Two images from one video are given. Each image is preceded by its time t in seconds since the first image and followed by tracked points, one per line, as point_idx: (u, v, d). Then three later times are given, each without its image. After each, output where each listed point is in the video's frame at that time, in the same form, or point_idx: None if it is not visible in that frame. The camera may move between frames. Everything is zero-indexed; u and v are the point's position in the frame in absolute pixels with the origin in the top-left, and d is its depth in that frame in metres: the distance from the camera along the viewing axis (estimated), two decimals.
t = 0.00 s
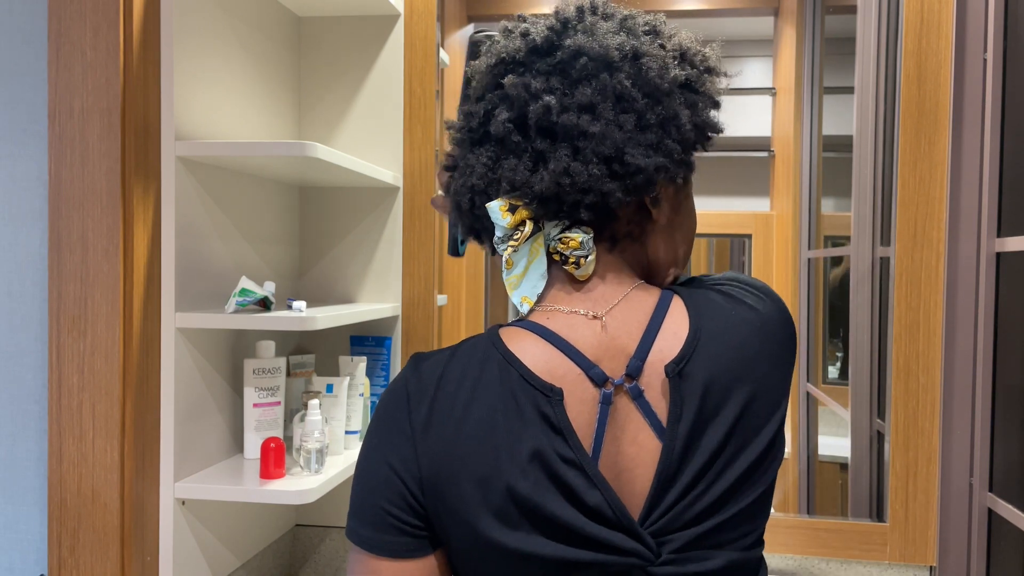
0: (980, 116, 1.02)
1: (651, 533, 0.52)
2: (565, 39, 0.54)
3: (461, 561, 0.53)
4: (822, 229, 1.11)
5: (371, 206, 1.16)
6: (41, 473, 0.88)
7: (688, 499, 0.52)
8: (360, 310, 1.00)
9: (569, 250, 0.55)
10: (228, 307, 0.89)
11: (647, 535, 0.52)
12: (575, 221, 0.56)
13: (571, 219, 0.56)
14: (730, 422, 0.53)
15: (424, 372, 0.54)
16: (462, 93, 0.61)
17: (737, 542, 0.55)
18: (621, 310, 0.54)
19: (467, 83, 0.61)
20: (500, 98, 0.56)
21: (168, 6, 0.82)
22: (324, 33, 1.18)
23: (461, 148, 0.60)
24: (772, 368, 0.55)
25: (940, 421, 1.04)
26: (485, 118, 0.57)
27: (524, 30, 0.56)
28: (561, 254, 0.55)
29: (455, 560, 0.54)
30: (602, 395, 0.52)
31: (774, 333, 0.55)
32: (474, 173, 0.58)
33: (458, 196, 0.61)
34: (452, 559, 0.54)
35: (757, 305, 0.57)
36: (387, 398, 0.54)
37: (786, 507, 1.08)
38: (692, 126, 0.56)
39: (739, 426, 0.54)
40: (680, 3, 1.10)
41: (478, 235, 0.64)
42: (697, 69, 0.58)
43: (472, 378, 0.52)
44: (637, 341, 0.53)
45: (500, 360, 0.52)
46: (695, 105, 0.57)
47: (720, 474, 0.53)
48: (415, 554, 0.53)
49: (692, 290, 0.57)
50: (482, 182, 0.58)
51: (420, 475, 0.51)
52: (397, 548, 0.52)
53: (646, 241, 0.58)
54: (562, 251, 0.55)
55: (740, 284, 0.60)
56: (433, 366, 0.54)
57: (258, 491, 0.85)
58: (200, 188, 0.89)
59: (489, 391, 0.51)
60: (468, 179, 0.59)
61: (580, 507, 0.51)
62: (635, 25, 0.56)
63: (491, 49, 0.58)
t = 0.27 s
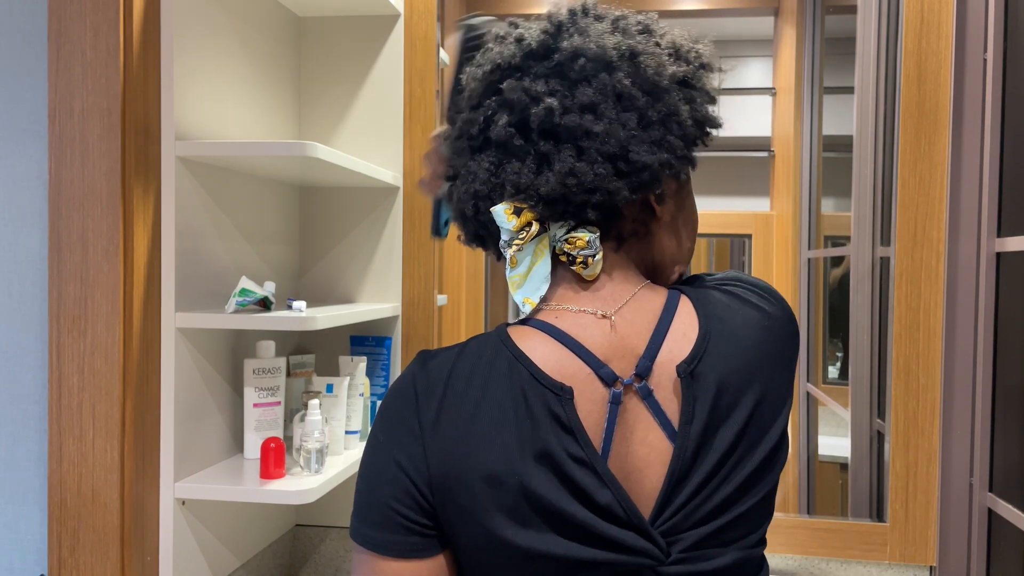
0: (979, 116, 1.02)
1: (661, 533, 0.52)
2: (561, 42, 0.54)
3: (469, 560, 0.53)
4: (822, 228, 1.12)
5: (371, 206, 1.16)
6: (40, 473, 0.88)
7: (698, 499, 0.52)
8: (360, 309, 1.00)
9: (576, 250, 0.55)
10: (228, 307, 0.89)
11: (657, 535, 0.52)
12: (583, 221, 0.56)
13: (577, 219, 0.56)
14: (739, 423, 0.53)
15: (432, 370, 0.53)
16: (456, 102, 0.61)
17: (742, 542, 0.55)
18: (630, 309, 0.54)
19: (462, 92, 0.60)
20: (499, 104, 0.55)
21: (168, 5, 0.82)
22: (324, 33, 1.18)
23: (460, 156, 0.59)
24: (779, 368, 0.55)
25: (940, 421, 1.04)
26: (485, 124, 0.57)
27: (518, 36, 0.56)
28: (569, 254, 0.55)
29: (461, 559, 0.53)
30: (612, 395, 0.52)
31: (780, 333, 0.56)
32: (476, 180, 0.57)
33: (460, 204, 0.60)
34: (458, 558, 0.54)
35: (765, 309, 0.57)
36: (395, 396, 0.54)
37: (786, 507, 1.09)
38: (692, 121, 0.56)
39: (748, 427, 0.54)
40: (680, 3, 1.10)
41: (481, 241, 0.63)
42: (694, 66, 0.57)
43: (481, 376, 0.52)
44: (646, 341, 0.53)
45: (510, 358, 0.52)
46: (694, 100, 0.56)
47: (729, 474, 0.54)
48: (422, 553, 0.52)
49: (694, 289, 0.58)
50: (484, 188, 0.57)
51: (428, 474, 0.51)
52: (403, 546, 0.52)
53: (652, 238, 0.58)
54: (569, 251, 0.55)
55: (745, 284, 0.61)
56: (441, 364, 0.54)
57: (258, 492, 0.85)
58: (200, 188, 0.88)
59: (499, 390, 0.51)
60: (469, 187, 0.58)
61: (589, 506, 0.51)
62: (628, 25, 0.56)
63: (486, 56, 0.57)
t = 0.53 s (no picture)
0: (979, 116, 1.02)
1: (663, 533, 0.52)
2: (564, 42, 0.55)
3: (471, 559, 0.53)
4: (822, 228, 1.12)
5: (371, 206, 1.17)
6: (40, 473, 0.88)
7: (701, 499, 0.52)
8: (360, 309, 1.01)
9: (583, 248, 0.54)
10: (228, 307, 0.89)
11: (659, 535, 0.51)
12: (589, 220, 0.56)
13: (585, 216, 0.55)
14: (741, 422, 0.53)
15: (436, 368, 0.53)
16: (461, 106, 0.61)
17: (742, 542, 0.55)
18: (634, 310, 0.54)
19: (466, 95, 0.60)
20: (504, 105, 0.55)
21: (168, 6, 0.82)
22: (324, 33, 1.18)
23: (466, 159, 0.60)
24: (781, 369, 0.56)
25: (941, 421, 1.04)
26: (490, 126, 0.57)
27: (522, 38, 0.56)
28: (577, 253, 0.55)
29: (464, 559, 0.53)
30: (615, 395, 0.52)
31: (783, 332, 0.57)
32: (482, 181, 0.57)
33: (467, 206, 0.60)
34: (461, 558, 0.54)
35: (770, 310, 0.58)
36: (398, 393, 0.54)
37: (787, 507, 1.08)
38: (696, 119, 0.56)
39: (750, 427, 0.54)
40: (680, 3, 1.10)
41: (485, 242, 0.63)
42: (697, 64, 0.58)
43: (485, 375, 0.52)
44: (650, 341, 0.53)
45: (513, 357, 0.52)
46: (697, 98, 0.56)
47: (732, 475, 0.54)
48: (422, 552, 0.52)
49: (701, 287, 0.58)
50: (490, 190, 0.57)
51: (431, 472, 0.51)
52: (405, 544, 0.52)
53: (657, 236, 0.58)
54: (577, 249, 0.55)
55: (748, 283, 0.61)
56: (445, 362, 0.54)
57: (258, 491, 0.85)
58: (200, 188, 0.88)
59: (503, 389, 0.51)
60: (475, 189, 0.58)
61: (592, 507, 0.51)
62: (630, 25, 0.56)
63: (490, 60, 0.57)
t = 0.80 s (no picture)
0: (979, 116, 1.02)
1: (659, 534, 0.52)
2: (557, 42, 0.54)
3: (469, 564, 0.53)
4: (822, 228, 1.12)
5: (371, 206, 1.17)
6: (41, 473, 0.88)
7: (696, 500, 0.52)
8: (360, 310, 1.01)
9: (571, 251, 0.55)
10: (228, 307, 0.89)
11: (655, 536, 0.51)
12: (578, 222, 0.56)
13: (574, 218, 0.56)
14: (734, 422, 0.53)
15: (429, 374, 0.53)
16: (455, 104, 0.61)
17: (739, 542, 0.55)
18: (626, 310, 0.54)
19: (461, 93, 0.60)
20: (497, 104, 0.55)
21: (168, 6, 0.82)
22: (324, 34, 1.18)
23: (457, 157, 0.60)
24: (775, 365, 0.56)
25: (941, 421, 1.04)
26: (482, 124, 0.57)
27: (516, 36, 0.56)
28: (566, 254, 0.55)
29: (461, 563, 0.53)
30: (609, 397, 0.52)
31: (776, 330, 0.57)
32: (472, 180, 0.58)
33: (458, 204, 0.61)
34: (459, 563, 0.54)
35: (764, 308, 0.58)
36: (391, 400, 0.54)
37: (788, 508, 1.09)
38: (690, 120, 0.56)
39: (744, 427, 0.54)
40: (680, 3, 1.10)
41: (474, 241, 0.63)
42: (691, 66, 0.57)
43: (478, 381, 0.52)
44: (641, 342, 0.53)
45: (508, 362, 0.52)
46: (690, 100, 0.56)
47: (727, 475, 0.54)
48: (421, 558, 0.52)
49: (696, 288, 0.58)
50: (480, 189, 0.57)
51: (426, 479, 0.51)
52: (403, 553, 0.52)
53: (649, 238, 0.59)
54: (565, 251, 0.55)
55: (740, 281, 0.61)
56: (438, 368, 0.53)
57: (258, 491, 0.85)
58: (200, 188, 0.88)
59: (496, 395, 0.51)
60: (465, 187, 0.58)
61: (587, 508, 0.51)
62: (626, 25, 0.56)
63: (484, 57, 0.57)
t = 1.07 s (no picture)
0: (979, 116, 1.02)
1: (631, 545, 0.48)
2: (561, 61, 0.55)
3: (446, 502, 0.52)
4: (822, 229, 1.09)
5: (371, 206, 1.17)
6: (40, 473, 0.88)
7: (681, 521, 0.48)
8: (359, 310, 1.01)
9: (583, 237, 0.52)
10: (228, 307, 0.89)
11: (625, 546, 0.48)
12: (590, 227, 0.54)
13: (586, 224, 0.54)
14: (740, 443, 0.48)
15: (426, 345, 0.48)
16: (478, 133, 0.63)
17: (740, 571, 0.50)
18: (650, 320, 0.51)
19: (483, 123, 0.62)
20: (509, 127, 0.57)
21: (167, 6, 0.82)
22: (324, 34, 1.18)
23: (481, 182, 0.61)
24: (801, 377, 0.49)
25: (940, 420, 1.05)
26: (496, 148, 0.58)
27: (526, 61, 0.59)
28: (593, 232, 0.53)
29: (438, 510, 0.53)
30: (615, 402, 0.49)
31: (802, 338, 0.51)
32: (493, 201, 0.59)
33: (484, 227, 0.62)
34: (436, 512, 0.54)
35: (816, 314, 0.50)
36: (377, 349, 0.49)
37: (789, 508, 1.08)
38: (707, 121, 0.54)
39: (752, 450, 0.48)
40: (680, 3, 1.10)
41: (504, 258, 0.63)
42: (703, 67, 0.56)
43: (496, 360, 0.49)
44: (658, 350, 0.49)
45: (515, 352, 0.49)
46: (705, 101, 0.54)
47: (727, 501, 0.48)
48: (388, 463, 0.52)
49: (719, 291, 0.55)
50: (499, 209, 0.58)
51: (416, 417, 0.49)
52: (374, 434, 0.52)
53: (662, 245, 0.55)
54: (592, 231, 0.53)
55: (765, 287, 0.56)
56: (437, 339, 0.49)
57: (258, 492, 0.85)
58: (200, 188, 0.88)
59: (499, 386, 0.48)
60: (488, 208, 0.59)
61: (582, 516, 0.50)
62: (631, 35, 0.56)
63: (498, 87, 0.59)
